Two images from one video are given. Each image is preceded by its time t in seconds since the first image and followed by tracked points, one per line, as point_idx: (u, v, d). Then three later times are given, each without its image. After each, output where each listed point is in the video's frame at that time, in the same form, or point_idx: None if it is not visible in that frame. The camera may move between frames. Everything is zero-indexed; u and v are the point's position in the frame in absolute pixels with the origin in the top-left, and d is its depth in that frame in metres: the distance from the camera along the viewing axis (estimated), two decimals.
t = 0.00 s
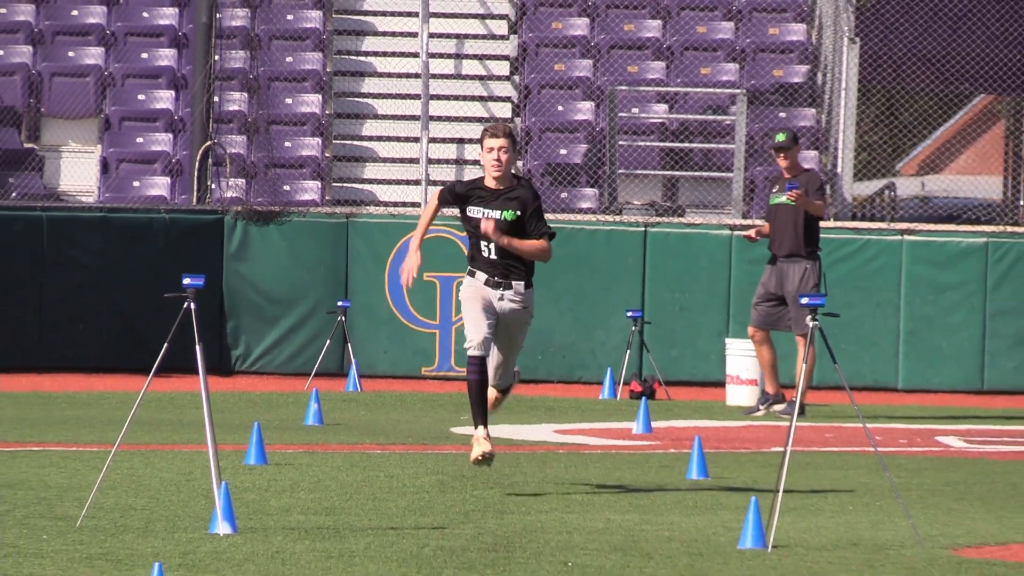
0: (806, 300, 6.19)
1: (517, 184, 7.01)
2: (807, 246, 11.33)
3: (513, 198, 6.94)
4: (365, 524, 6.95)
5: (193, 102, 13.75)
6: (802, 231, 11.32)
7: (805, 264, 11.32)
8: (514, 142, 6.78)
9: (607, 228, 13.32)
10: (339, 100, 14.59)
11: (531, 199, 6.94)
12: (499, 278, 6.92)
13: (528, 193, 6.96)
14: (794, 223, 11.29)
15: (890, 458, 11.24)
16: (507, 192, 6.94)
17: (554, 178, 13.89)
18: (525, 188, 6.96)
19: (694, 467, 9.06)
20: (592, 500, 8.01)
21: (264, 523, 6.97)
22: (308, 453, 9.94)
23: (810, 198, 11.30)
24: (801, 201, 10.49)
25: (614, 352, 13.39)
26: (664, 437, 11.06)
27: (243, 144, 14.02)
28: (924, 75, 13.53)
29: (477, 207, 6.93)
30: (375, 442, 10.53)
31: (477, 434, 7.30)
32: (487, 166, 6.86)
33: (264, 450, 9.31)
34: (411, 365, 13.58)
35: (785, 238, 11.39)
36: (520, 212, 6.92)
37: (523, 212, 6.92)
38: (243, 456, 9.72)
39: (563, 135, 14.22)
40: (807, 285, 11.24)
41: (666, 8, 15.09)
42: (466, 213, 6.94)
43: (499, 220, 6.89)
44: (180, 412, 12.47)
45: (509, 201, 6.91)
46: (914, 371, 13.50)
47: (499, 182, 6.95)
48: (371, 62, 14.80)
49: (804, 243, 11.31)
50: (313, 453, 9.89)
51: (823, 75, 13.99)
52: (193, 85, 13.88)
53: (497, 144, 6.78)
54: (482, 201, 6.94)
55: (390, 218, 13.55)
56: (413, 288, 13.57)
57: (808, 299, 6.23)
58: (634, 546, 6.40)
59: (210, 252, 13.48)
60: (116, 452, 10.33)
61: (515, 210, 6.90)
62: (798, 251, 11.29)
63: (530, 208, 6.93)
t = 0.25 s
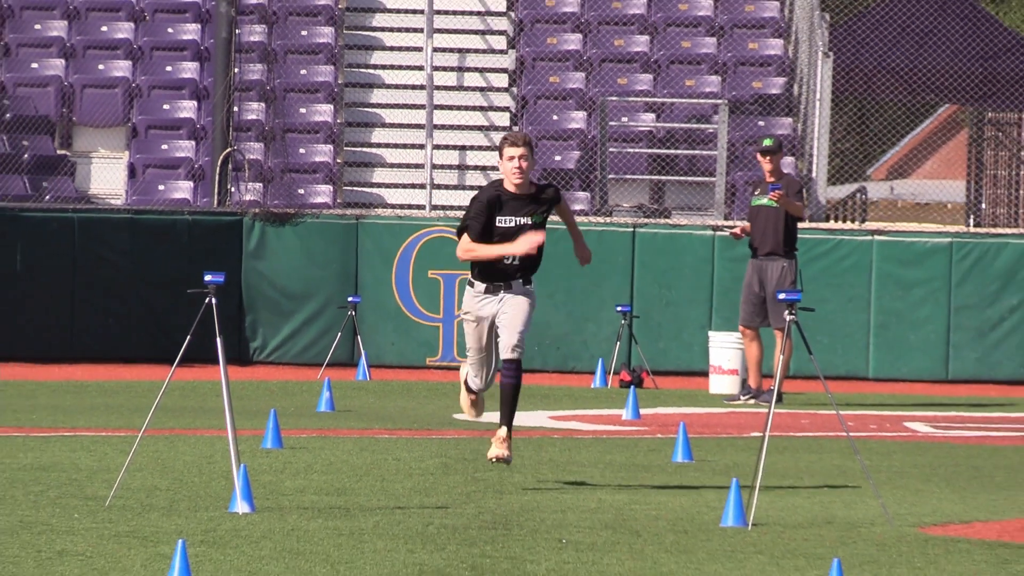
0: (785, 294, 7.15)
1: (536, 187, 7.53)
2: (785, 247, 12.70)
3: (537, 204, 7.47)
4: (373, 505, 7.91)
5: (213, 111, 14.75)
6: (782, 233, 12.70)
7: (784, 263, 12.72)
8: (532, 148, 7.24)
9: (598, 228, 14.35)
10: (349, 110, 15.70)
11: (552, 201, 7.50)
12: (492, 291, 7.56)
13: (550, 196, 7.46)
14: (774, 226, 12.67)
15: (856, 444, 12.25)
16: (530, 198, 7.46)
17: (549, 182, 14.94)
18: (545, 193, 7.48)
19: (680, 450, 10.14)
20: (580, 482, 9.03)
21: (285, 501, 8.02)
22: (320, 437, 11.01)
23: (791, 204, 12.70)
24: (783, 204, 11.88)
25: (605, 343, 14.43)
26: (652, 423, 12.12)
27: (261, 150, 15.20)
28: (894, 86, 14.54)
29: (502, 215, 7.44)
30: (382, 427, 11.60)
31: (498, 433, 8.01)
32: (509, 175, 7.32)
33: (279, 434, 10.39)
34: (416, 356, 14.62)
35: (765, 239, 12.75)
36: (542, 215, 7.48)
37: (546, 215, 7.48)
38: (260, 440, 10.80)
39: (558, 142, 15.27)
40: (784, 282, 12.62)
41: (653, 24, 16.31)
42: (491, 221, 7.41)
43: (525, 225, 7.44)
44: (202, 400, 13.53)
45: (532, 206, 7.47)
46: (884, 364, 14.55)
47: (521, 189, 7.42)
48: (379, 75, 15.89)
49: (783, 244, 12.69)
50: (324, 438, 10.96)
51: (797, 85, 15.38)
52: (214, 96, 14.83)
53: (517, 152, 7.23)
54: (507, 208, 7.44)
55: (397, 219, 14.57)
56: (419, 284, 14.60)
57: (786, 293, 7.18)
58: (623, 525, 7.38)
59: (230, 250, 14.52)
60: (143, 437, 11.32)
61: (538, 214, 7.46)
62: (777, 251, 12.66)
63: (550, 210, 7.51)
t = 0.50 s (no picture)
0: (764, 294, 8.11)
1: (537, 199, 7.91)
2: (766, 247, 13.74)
3: (534, 210, 7.83)
4: (383, 486, 8.87)
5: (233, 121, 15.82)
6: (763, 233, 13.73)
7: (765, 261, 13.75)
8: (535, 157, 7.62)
9: (591, 229, 15.42)
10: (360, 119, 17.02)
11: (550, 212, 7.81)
12: (514, 290, 7.78)
13: (546, 207, 7.82)
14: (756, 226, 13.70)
15: (831, 430, 13.25)
16: (528, 205, 7.84)
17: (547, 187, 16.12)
18: (544, 202, 7.85)
19: (668, 435, 11.23)
20: (575, 466, 10.05)
21: (301, 484, 8.93)
22: (333, 424, 12.10)
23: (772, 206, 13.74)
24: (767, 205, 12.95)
25: (598, 336, 15.50)
26: (641, 410, 13.19)
27: (277, 157, 16.45)
28: (869, 97, 15.80)
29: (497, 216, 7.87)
30: (390, 414, 12.68)
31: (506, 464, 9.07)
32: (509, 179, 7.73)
33: (294, 421, 11.48)
34: (421, 348, 15.68)
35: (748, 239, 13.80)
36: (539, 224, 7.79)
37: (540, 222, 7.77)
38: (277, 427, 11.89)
39: (554, 149, 16.52)
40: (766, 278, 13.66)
41: (643, 39, 17.89)
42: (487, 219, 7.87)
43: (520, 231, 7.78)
44: (223, 389, 14.58)
45: (529, 213, 7.81)
46: (857, 354, 15.63)
47: (521, 197, 7.87)
48: (387, 86, 17.42)
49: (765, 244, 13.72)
50: (337, 425, 12.05)
51: (777, 96, 16.82)
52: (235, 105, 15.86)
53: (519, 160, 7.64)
54: (503, 211, 7.87)
55: (404, 221, 15.65)
56: (424, 281, 15.66)
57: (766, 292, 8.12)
58: (613, 505, 8.30)
59: (248, 249, 15.59)
60: (168, 424, 12.37)
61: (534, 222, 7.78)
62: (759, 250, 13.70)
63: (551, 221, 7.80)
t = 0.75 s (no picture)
0: (752, 282, 8.78)
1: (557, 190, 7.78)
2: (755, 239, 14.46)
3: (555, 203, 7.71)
4: (388, 466, 9.54)
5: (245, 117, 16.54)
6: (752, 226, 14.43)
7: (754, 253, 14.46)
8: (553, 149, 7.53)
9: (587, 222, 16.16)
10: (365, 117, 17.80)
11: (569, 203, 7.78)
12: (512, 292, 7.82)
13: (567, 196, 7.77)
14: (745, 219, 14.41)
15: (815, 414, 13.95)
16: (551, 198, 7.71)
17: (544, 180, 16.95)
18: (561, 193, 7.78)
19: (659, 417, 11.95)
20: (571, 449, 10.73)
21: (309, 465, 9.56)
22: (339, 407, 12.83)
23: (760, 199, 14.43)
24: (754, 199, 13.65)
25: (593, 324, 16.24)
26: (633, 395, 13.91)
27: (286, 152, 17.28)
28: (850, 95, 16.93)
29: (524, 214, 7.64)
30: (394, 398, 13.42)
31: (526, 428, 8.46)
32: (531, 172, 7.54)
33: (302, 404, 12.22)
34: (423, 335, 16.41)
35: (738, 231, 14.52)
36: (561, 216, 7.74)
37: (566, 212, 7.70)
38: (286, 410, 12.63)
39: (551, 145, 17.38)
40: (754, 269, 14.37)
41: (635, 39, 18.66)
42: (516, 218, 7.61)
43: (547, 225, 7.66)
44: (234, 374, 15.32)
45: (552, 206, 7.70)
46: (840, 340, 16.37)
47: (542, 189, 7.71)
48: (392, 86, 18.14)
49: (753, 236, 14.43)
50: (343, 408, 12.79)
51: (764, 96, 17.61)
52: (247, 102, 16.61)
53: (539, 152, 7.51)
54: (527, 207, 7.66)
55: (408, 213, 16.38)
56: (427, 271, 16.39)
57: (753, 280, 8.79)
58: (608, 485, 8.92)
59: (259, 241, 16.34)
60: (182, 408, 13.07)
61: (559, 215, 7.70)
62: (747, 242, 14.42)
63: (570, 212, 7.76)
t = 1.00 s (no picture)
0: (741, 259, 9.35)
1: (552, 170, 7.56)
2: (743, 216, 15.05)
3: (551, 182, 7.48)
4: (388, 436, 10.16)
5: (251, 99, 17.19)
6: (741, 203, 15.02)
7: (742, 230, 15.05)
8: (548, 127, 7.34)
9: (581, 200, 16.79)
10: (368, 98, 18.43)
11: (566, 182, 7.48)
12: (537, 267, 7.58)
13: (563, 176, 7.51)
14: (734, 197, 15.00)
15: (799, 385, 14.59)
16: (543, 176, 7.50)
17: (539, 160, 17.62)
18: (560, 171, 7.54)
19: (651, 387, 12.61)
20: (565, 418, 11.34)
21: (311, 435, 10.17)
22: (342, 378, 13.49)
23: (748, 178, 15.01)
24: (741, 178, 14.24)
25: (586, 298, 16.88)
26: (625, 365, 14.59)
27: (291, 133, 17.96)
28: (835, 78, 17.69)
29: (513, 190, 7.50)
30: (394, 369, 14.09)
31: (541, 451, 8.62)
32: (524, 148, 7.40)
33: (306, 374, 12.87)
34: (423, 309, 17.06)
35: (726, 208, 15.11)
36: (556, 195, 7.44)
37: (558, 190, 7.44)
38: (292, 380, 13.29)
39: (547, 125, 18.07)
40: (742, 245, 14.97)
41: (628, 25, 19.20)
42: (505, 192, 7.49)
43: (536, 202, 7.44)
44: (242, 346, 15.99)
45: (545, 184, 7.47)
46: (825, 314, 17.02)
47: (537, 168, 7.52)
48: (393, 68, 18.69)
49: (741, 213, 15.03)
50: (345, 379, 13.44)
51: (750, 78, 18.30)
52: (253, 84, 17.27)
53: (533, 130, 7.34)
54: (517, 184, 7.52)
55: (409, 191, 17.01)
56: (427, 247, 17.01)
57: (741, 256, 9.40)
58: (600, 454, 9.44)
59: (266, 218, 16.99)
60: (191, 378, 13.73)
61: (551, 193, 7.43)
62: (736, 219, 15.02)
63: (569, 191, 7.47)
